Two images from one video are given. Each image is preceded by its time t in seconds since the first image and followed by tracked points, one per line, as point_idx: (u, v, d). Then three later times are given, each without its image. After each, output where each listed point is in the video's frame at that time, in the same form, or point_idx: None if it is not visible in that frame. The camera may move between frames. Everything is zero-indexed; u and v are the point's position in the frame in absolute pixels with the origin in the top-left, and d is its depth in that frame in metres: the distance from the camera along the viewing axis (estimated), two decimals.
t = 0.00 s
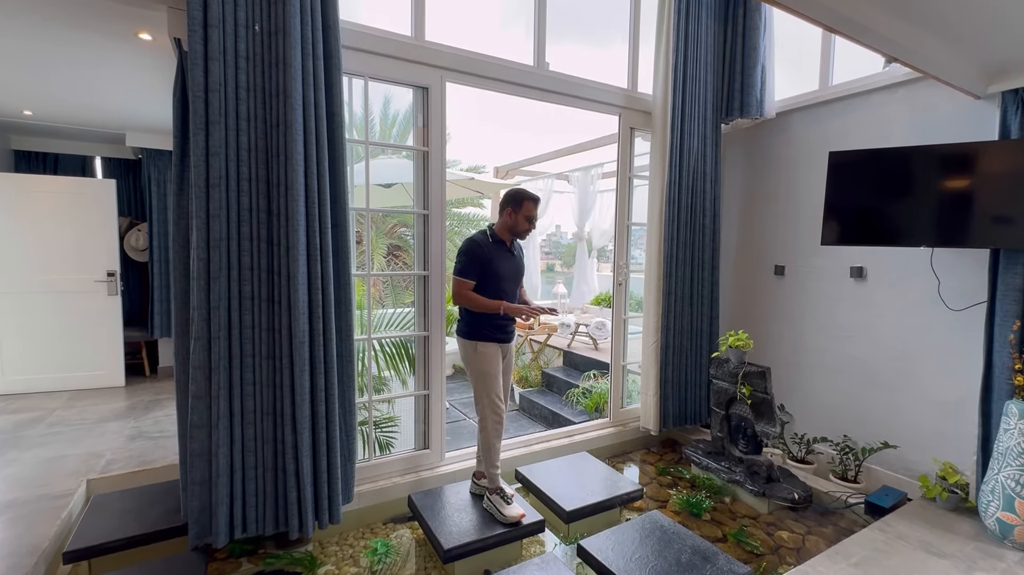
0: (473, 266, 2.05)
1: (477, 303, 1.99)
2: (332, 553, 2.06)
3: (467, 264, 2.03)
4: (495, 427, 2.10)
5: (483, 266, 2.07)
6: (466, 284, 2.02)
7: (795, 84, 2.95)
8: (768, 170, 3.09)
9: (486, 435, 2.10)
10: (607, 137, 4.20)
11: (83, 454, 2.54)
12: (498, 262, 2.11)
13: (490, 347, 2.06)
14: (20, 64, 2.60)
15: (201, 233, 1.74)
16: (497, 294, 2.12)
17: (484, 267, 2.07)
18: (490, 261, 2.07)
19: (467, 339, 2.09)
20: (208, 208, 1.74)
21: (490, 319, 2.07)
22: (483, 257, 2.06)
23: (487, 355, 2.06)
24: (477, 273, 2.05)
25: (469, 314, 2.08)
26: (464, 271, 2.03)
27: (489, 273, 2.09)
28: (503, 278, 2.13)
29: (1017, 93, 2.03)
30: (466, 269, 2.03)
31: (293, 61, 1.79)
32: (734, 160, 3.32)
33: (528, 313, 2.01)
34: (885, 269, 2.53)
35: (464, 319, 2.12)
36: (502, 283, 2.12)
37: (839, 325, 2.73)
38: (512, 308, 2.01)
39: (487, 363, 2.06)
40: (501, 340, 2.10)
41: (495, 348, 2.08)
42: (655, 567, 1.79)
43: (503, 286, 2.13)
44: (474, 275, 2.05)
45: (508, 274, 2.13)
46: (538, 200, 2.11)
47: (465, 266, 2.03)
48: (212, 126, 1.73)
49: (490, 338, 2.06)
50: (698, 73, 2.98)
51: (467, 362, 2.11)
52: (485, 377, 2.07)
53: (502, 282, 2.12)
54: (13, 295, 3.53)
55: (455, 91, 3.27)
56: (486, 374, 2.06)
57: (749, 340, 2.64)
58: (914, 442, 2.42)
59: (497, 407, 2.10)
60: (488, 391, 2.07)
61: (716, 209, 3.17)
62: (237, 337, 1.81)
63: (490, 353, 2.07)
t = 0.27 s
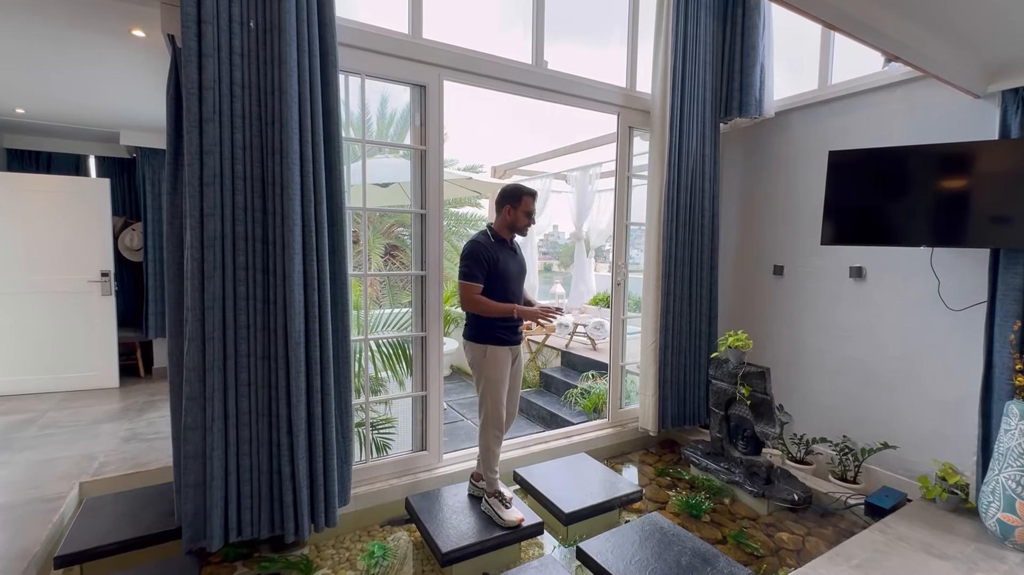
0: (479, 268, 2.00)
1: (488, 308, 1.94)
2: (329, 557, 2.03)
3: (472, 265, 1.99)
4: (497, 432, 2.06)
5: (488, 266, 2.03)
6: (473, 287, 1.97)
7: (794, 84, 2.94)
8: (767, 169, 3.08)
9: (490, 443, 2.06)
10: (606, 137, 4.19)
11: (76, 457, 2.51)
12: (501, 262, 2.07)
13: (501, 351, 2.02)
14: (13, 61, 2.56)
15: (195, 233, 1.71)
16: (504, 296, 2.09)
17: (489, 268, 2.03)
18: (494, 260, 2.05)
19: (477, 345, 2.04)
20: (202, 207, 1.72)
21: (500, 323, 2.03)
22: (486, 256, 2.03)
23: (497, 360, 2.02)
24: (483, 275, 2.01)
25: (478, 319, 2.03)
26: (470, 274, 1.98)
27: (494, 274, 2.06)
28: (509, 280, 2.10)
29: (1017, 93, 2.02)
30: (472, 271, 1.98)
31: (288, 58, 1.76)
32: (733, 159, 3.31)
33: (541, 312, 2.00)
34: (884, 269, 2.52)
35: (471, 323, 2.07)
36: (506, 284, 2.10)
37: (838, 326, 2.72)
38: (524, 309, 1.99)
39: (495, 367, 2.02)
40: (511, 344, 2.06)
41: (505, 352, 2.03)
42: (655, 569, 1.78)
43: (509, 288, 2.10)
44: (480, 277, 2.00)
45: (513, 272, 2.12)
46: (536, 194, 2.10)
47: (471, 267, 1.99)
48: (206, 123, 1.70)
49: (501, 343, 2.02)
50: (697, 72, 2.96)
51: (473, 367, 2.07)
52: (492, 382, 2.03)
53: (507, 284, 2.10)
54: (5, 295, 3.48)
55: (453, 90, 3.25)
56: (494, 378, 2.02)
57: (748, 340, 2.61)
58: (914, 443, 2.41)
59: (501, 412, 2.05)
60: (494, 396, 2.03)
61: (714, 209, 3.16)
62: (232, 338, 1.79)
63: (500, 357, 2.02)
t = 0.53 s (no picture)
0: (480, 271, 1.97)
1: (489, 310, 1.92)
2: (323, 562, 2.00)
3: (474, 270, 1.96)
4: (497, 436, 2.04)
5: (489, 269, 2.00)
6: (473, 291, 1.94)
7: (792, 83, 2.93)
8: (765, 169, 3.07)
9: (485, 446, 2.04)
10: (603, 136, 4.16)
11: (65, 460, 2.47)
12: (502, 264, 2.04)
13: (503, 354, 2.00)
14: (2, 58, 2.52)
15: (186, 232, 1.68)
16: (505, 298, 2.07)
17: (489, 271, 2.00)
18: (494, 262, 2.01)
19: (480, 349, 2.00)
20: (193, 206, 1.68)
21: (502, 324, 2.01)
22: (487, 259, 2.00)
23: (498, 364, 2.00)
24: (484, 278, 1.98)
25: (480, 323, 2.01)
26: (471, 278, 1.95)
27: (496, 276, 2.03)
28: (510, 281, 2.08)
29: (1017, 92, 2.02)
30: (473, 275, 1.95)
31: (282, 54, 1.73)
32: (731, 159, 3.30)
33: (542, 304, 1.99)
34: (883, 269, 2.51)
35: (472, 326, 2.04)
36: (507, 286, 2.07)
37: (837, 326, 2.71)
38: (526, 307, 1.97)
39: (497, 372, 2.00)
40: (516, 346, 2.05)
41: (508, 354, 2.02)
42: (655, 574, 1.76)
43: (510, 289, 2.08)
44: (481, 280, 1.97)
45: (514, 272, 2.09)
46: (535, 195, 2.07)
47: (472, 272, 1.95)
48: (197, 121, 1.66)
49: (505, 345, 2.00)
50: (695, 71, 2.95)
51: (475, 372, 2.04)
52: (492, 386, 2.00)
53: (508, 286, 2.07)
54: None
55: (449, 88, 3.22)
56: (497, 382, 2.00)
57: (747, 341, 2.58)
58: (913, 444, 2.40)
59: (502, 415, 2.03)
60: (495, 400, 2.01)
61: (712, 209, 3.15)
62: (224, 340, 1.75)
63: (501, 362, 2.00)
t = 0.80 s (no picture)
0: (485, 273, 1.93)
1: (493, 315, 1.88)
2: (317, 568, 1.96)
3: (479, 270, 1.92)
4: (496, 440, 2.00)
5: (494, 268, 1.97)
6: (478, 293, 1.91)
7: (789, 83, 2.92)
8: (763, 169, 3.06)
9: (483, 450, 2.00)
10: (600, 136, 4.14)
11: (53, 465, 2.41)
12: (505, 264, 2.02)
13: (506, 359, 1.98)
14: None
15: (175, 233, 1.64)
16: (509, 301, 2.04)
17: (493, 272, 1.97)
18: (499, 260, 1.99)
19: (483, 350, 1.98)
20: (183, 206, 1.64)
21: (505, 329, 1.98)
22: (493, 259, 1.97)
23: (501, 368, 1.97)
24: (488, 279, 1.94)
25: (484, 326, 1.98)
26: (475, 279, 1.91)
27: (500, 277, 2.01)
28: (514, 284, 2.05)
29: (1015, 93, 2.01)
30: (478, 276, 1.91)
31: (273, 51, 1.69)
32: (728, 159, 3.29)
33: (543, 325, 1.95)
34: (880, 270, 2.51)
35: (475, 327, 2.02)
36: (510, 289, 2.05)
37: (835, 327, 2.71)
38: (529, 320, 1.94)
39: (499, 376, 1.97)
40: (518, 349, 2.04)
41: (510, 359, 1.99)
42: None
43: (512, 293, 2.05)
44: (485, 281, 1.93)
45: (519, 274, 2.07)
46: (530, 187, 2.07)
47: (477, 273, 1.92)
48: (187, 118, 1.63)
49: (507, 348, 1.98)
50: (692, 71, 2.93)
51: (478, 375, 2.00)
52: (494, 390, 1.97)
53: (512, 287, 2.04)
54: None
55: (445, 87, 3.19)
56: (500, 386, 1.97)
57: (745, 343, 2.57)
58: (911, 445, 2.40)
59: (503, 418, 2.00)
60: (496, 404, 1.98)
61: (710, 209, 3.13)
62: (214, 342, 1.71)
63: (504, 366, 1.97)
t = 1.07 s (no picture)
0: (494, 274, 1.94)
1: (502, 316, 1.88)
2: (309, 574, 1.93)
3: (489, 272, 1.93)
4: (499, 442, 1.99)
5: (503, 269, 1.97)
6: (488, 293, 1.91)
7: (786, 83, 2.92)
8: (758, 169, 3.05)
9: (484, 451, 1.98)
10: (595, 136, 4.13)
11: (37, 470, 2.35)
12: (515, 266, 2.02)
13: (514, 359, 1.97)
14: None
15: (162, 232, 1.59)
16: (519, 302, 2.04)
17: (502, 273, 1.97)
18: (508, 262, 1.99)
19: (492, 350, 1.97)
20: (170, 204, 1.60)
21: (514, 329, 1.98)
22: (502, 261, 1.97)
23: (509, 369, 1.96)
24: (498, 280, 1.95)
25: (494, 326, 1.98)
26: (485, 280, 1.91)
27: (509, 278, 2.01)
28: (523, 285, 2.05)
29: (1011, 93, 2.02)
30: (488, 278, 1.92)
31: (264, 46, 1.65)
32: (724, 159, 3.28)
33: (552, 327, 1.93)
34: (877, 270, 2.50)
35: (484, 328, 2.02)
36: (520, 290, 2.04)
37: (831, 328, 2.70)
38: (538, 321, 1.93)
39: (505, 377, 1.96)
40: (527, 349, 2.03)
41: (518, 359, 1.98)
42: None
43: (521, 294, 2.04)
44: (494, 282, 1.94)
45: (528, 275, 2.07)
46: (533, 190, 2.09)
47: (487, 275, 1.92)
48: (175, 115, 1.59)
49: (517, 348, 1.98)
50: (688, 70, 2.92)
51: (486, 374, 2.00)
52: (501, 390, 1.97)
53: (521, 288, 2.04)
54: None
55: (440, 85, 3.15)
56: (506, 388, 1.96)
57: (741, 343, 2.56)
58: (907, 446, 2.40)
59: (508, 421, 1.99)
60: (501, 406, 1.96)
61: (706, 209, 3.12)
62: (204, 345, 1.67)
63: (512, 368, 1.96)
